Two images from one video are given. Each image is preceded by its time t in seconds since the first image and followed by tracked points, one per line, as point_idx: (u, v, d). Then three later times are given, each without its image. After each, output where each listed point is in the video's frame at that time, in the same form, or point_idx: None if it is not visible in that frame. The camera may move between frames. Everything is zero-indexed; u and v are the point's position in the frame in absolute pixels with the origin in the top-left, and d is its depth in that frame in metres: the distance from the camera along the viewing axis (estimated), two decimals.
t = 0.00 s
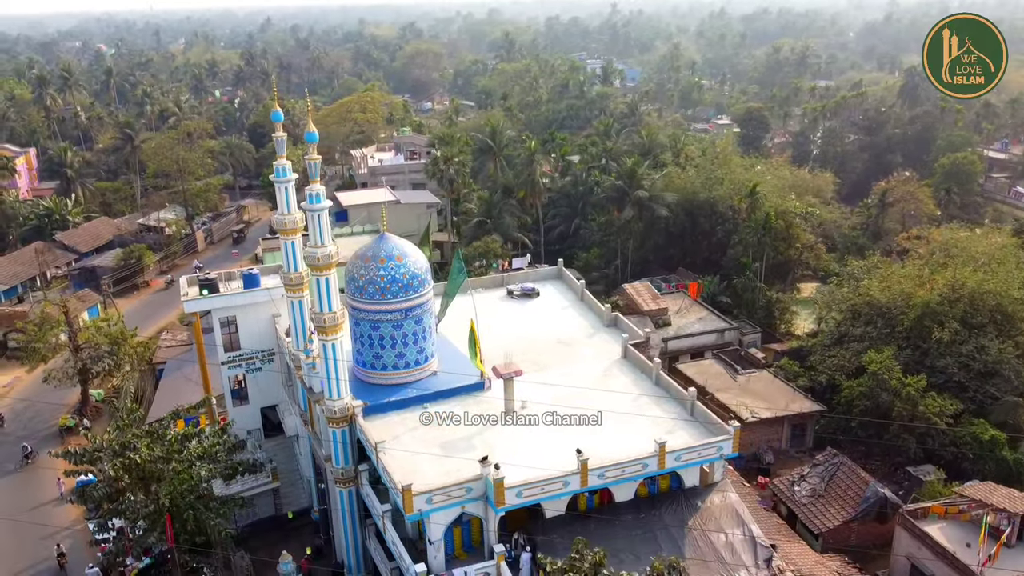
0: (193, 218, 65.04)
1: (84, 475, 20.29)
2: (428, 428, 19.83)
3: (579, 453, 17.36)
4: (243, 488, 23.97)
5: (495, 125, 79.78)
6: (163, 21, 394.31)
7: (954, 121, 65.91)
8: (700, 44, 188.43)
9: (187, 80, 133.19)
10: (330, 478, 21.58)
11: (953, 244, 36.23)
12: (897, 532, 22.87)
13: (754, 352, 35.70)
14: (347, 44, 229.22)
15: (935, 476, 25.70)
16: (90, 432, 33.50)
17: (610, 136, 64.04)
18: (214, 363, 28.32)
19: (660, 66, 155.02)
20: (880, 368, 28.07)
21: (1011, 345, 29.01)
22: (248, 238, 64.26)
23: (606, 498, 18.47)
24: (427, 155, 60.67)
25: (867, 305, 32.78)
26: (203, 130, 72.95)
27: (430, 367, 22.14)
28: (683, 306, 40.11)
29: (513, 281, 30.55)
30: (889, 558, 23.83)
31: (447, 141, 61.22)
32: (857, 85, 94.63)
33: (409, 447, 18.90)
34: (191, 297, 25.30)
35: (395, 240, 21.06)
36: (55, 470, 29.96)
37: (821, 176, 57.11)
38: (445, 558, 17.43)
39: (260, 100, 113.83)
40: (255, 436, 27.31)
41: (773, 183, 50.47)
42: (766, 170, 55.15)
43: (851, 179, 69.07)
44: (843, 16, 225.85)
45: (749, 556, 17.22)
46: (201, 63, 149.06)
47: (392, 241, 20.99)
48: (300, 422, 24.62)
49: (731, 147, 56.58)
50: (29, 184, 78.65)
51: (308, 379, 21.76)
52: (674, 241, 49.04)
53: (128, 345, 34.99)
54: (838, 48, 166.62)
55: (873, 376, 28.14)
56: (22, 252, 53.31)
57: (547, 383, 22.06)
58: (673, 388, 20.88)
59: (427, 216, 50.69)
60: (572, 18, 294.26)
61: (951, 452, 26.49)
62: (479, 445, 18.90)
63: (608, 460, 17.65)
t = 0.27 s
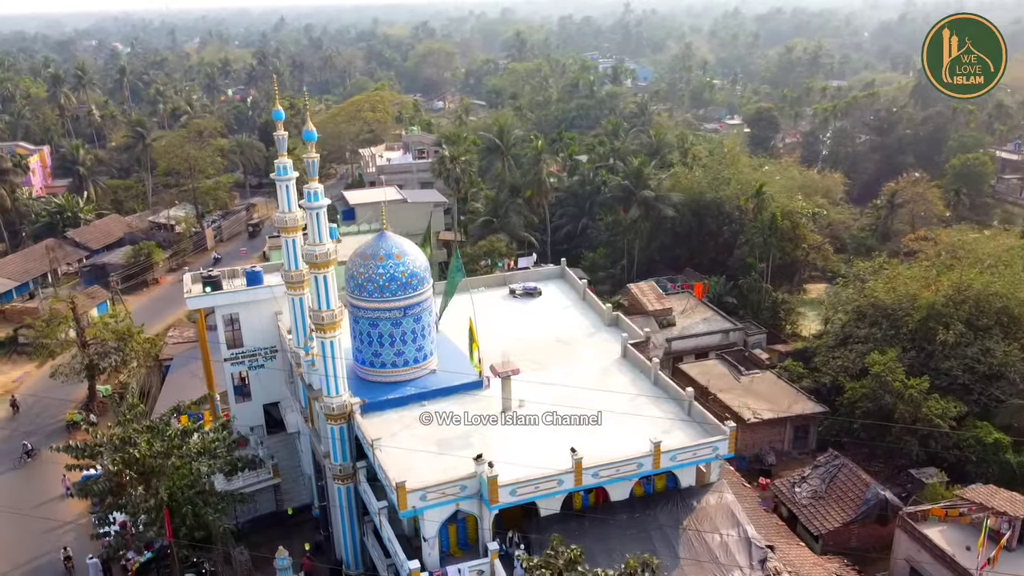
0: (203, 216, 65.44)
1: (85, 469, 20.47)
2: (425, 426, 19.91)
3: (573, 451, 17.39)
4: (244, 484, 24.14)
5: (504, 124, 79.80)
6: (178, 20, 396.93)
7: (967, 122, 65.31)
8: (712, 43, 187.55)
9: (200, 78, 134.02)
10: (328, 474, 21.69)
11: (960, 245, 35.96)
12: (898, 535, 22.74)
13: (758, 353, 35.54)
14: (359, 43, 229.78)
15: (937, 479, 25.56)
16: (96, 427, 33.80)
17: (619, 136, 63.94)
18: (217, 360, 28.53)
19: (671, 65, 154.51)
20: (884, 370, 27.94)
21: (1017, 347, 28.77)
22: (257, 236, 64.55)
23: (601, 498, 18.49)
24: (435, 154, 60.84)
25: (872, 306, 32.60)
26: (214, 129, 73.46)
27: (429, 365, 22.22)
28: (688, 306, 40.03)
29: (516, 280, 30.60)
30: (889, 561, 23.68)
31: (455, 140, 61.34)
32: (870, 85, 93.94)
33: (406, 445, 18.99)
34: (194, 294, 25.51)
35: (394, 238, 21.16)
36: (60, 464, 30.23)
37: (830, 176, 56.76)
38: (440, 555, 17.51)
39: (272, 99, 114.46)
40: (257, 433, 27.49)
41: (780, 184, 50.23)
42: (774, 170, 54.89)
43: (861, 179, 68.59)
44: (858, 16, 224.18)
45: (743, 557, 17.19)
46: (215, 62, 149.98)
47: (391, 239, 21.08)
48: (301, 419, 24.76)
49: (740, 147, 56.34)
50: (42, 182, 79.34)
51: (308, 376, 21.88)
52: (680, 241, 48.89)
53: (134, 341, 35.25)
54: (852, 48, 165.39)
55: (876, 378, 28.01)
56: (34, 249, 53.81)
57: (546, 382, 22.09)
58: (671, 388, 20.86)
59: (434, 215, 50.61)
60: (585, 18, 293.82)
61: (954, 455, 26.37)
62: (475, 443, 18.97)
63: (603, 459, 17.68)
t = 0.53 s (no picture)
0: (212, 214, 65.86)
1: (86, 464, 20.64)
2: (423, 423, 20.00)
3: (568, 450, 17.42)
4: (245, 480, 24.31)
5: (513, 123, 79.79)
6: (193, 20, 399.48)
7: (979, 123, 64.69)
8: (725, 42, 186.71)
9: (213, 77, 134.81)
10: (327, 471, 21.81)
11: (968, 247, 35.69)
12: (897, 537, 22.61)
13: (762, 353, 35.45)
14: (372, 42, 230.45)
15: (939, 482, 25.39)
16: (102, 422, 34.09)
17: (627, 135, 63.83)
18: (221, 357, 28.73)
19: (683, 65, 153.96)
20: (886, 372, 27.78)
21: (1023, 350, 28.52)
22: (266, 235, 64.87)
23: (596, 496, 18.53)
24: (442, 153, 60.96)
25: (877, 308, 32.42)
26: (224, 128, 73.93)
27: (428, 363, 22.31)
28: (693, 306, 39.97)
29: (518, 280, 30.65)
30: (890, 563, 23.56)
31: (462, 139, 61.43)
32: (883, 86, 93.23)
33: (403, 442, 19.09)
34: (197, 291, 25.71)
35: (394, 237, 21.24)
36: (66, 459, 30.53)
37: (839, 177, 56.41)
38: (435, 552, 17.58)
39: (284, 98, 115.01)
40: (260, 429, 27.67)
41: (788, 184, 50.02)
42: (782, 170, 54.65)
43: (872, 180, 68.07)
44: (872, 15, 222.49)
45: (737, 557, 17.17)
46: (227, 61, 150.79)
47: (390, 237, 21.16)
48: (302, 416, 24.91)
49: (748, 147, 56.10)
50: (55, 179, 80.09)
51: (308, 373, 22.02)
52: (687, 241, 48.79)
53: (141, 338, 35.52)
54: (866, 47, 164.13)
55: (879, 380, 27.86)
56: (44, 247, 54.32)
57: (544, 381, 22.11)
58: (669, 387, 20.85)
59: (440, 214, 50.70)
60: (597, 17, 293.26)
61: (957, 457, 26.17)
62: (472, 441, 19.04)
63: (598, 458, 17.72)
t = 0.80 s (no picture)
0: (222, 212, 66.18)
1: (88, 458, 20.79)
2: (421, 420, 20.10)
3: (563, 448, 17.47)
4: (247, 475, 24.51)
5: (522, 122, 79.73)
6: (207, 19, 401.99)
7: (991, 123, 64.07)
8: (738, 42, 185.87)
9: (225, 76, 135.53)
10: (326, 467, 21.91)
11: (975, 249, 35.41)
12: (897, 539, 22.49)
13: (766, 354, 35.29)
14: (384, 41, 230.98)
15: (941, 484, 25.21)
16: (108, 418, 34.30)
17: (635, 135, 63.68)
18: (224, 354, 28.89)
19: (695, 64, 153.47)
20: (889, 373, 27.63)
21: None
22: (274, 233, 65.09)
23: (592, 495, 18.57)
24: (450, 152, 61.11)
25: (882, 309, 32.25)
26: (235, 126, 74.39)
27: (427, 361, 22.42)
28: (698, 307, 39.91)
29: (522, 279, 30.71)
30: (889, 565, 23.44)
31: (470, 138, 61.55)
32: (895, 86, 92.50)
33: (400, 439, 19.18)
34: (200, 288, 25.89)
35: (394, 235, 21.34)
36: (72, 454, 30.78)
37: (848, 177, 56.06)
38: (430, 549, 17.63)
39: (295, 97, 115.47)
40: (262, 426, 27.79)
41: (796, 185, 49.81)
42: (791, 171, 54.42)
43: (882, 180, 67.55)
44: (887, 15, 220.70)
45: (732, 557, 17.14)
46: (240, 60, 151.55)
47: (390, 236, 21.26)
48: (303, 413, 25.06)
49: (756, 147, 55.86)
50: (68, 177, 80.80)
51: (308, 370, 22.14)
52: (693, 241, 48.65)
53: (147, 334, 35.72)
54: (880, 47, 162.86)
55: (882, 381, 27.70)
56: (55, 244, 54.84)
57: (544, 380, 22.13)
58: (667, 387, 20.87)
59: (447, 213, 50.77)
60: (610, 17, 292.67)
61: (960, 460, 25.98)
62: (468, 438, 19.11)
63: (593, 457, 17.75)
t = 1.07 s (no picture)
0: (232, 209, 66.60)
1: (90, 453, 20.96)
2: (420, 417, 20.19)
3: (560, 447, 17.50)
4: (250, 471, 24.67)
5: (532, 121, 79.68)
6: (222, 18, 404.38)
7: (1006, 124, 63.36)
8: (751, 41, 184.99)
9: (238, 75, 136.27)
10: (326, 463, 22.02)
11: (984, 250, 35.12)
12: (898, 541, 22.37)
13: (771, 355, 35.15)
14: (397, 41, 231.55)
15: (945, 487, 25.04)
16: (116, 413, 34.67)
17: (645, 135, 63.51)
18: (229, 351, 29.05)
19: (707, 64, 152.76)
20: (893, 375, 27.46)
21: None
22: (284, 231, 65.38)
23: (589, 493, 18.58)
24: (459, 151, 61.21)
25: (888, 311, 32.07)
26: (246, 124, 74.82)
27: (428, 359, 22.49)
28: (704, 307, 39.81)
29: (525, 278, 30.76)
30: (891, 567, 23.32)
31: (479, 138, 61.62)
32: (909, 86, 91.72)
33: (399, 437, 19.27)
34: (205, 285, 26.06)
35: (394, 233, 21.43)
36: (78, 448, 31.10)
37: (859, 178, 55.68)
38: (426, 546, 17.70)
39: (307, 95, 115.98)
40: (266, 422, 27.94)
41: (805, 185, 49.58)
42: (800, 171, 54.17)
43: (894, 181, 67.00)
44: (903, 15, 218.81)
45: (728, 557, 17.13)
46: (254, 59, 152.27)
47: (391, 234, 21.36)
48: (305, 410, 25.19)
49: (766, 147, 55.60)
50: (82, 175, 81.54)
51: (309, 367, 22.27)
52: (701, 241, 48.51)
53: (154, 331, 36.05)
54: (895, 47, 161.46)
55: (886, 383, 27.53)
56: (66, 241, 55.38)
57: (544, 379, 22.13)
58: (666, 386, 20.85)
59: (454, 212, 50.86)
60: (623, 16, 291.95)
61: (964, 462, 25.79)
62: (467, 436, 19.18)
63: (590, 455, 17.77)
